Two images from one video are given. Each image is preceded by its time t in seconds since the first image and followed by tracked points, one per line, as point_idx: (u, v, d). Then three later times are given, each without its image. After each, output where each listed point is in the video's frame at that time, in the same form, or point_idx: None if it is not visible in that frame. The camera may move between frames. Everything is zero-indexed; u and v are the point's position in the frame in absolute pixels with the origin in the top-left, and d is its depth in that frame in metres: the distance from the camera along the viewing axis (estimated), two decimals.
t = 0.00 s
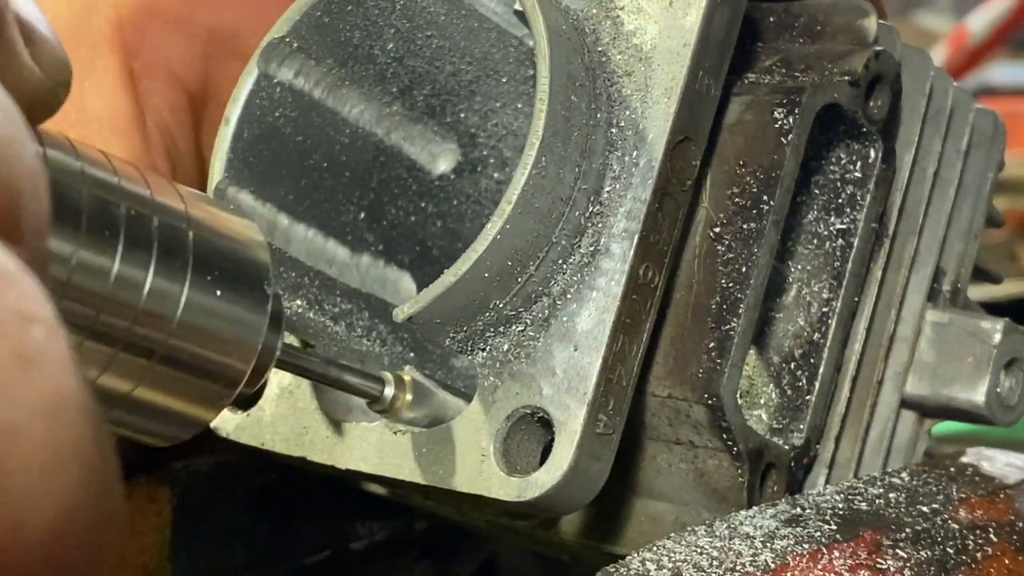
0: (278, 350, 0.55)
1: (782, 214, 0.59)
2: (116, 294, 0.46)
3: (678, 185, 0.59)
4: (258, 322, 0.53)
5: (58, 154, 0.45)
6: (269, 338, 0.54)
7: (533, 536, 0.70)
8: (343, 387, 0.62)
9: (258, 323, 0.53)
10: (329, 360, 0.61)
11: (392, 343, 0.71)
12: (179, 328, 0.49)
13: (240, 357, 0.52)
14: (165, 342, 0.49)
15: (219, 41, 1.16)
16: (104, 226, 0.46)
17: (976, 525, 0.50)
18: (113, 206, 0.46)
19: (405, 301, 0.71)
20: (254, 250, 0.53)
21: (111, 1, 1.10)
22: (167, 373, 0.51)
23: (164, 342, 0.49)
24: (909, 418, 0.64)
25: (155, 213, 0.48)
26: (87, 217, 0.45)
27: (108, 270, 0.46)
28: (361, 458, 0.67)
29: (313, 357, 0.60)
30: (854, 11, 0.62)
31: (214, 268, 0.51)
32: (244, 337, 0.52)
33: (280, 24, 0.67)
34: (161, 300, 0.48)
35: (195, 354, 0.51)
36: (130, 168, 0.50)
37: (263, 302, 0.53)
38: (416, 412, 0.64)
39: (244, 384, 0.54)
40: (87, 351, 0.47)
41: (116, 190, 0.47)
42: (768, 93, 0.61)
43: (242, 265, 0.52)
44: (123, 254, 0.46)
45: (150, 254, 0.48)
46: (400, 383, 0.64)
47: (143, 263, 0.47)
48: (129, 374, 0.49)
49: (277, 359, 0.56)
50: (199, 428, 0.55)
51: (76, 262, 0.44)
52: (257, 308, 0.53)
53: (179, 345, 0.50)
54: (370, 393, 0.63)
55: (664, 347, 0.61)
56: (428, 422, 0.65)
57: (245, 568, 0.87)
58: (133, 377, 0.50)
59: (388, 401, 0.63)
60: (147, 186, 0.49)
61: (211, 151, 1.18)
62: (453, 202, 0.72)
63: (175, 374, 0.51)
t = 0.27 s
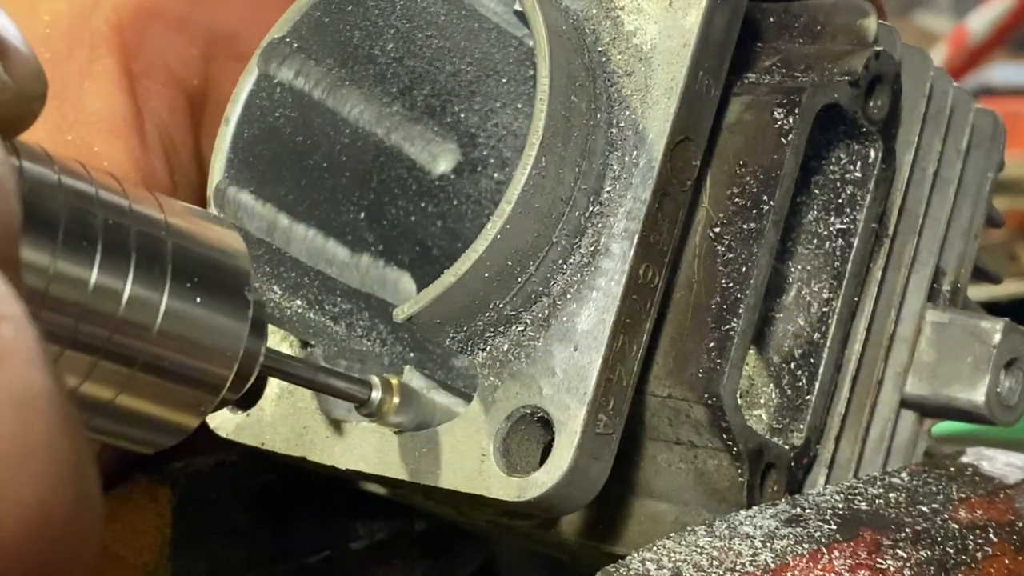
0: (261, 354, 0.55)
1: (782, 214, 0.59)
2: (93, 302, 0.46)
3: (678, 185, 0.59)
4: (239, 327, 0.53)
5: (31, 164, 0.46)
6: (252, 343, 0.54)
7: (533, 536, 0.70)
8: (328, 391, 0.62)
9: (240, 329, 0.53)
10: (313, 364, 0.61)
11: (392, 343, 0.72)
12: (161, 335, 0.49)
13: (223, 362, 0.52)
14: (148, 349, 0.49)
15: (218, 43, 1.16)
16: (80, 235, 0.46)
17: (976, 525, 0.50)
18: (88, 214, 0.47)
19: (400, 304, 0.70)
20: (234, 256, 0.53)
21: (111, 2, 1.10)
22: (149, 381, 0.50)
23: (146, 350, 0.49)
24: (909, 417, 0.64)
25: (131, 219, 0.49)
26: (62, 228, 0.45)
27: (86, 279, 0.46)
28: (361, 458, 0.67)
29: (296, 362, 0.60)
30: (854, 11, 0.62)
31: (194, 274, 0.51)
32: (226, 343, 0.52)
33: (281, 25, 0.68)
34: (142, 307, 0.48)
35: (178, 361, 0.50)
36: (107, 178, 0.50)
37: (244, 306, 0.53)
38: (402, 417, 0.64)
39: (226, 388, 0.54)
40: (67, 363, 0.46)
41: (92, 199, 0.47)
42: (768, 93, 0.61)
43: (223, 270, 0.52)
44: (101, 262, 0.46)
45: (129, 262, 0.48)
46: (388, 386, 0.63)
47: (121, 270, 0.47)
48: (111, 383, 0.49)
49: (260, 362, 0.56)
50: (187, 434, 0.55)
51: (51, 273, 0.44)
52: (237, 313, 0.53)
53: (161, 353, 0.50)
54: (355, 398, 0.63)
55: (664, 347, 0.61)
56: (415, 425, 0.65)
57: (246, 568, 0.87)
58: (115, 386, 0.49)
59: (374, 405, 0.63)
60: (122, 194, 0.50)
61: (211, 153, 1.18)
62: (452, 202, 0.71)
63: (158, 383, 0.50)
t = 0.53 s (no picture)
0: (251, 357, 0.54)
1: (782, 214, 0.59)
2: (73, 309, 0.46)
3: (678, 185, 0.59)
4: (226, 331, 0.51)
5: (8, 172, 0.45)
6: (238, 346, 0.53)
7: (533, 537, 0.70)
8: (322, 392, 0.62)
9: (227, 332, 0.51)
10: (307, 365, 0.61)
11: (392, 343, 0.71)
12: (143, 339, 0.48)
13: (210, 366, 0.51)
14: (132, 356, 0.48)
15: (218, 44, 1.16)
16: (58, 242, 0.45)
17: (975, 525, 0.50)
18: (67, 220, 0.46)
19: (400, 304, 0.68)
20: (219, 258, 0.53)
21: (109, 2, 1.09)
22: (134, 387, 0.49)
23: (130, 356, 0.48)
24: (909, 417, 0.64)
25: (112, 223, 0.48)
26: (41, 236, 0.45)
27: (65, 286, 0.45)
28: (361, 458, 0.67)
29: (291, 364, 0.60)
30: (855, 11, 0.62)
31: (177, 277, 0.50)
32: (212, 348, 0.51)
33: (282, 25, 0.70)
34: (124, 312, 0.47)
35: (162, 366, 0.49)
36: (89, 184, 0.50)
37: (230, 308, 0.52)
38: (395, 416, 0.64)
39: (215, 390, 0.53)
40: (48, 368, 0.46)
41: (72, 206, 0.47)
42: (768, 92, 0.61)
43: (208, 273, 0.51)
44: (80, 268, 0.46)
45: (110, 269, 0.47)
46: (381, 386, 0.63)
47: (101, 275, 0.46)
48: (96, 391, 0.48)
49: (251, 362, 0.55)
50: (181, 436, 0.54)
51: (30, 282, 0.44)
52: (223, 317, 0.51)
53: (146, 359, 0.49)
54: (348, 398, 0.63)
55: (664, 347, 0.61)
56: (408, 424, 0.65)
57: (246, 568, 0.87)
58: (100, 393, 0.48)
59: (368, 405, 0.63)
60: (102, 198, 0.49)
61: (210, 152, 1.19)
62: (452, 202, 0.68)
63: (144, 389, 0.49)
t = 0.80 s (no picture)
0: (243, 349, 0.54)
1: (782, 215, 0.59)
2: (66, 302, 0.46)
3: (678, 184, 0.59)
4: (217, 322, 0.52)
5: None
6: (232, 337, 0.53)
7: (533, 536, 0.70)
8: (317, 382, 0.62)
9: (220, 325, 0.52)
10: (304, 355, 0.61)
11: (392, 343, 0.71)
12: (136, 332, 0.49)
13: (202, 358, 0.51)
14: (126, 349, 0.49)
15: (218, 43, 1.15)
16: (48, 236, 0.46)
17: (976, 525, 0.50)
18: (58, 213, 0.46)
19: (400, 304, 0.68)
20: (210, 250, 0.53)
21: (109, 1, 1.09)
22: (129, 379, 0.50)
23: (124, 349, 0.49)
24: (909, 417, 0.64)
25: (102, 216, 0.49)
26: (34, 229, 0.45)
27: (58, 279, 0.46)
28: (361, 457, 0.67)
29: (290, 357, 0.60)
30: (855, 11, 0.62)
31: (167, 270, 0.50)
32: (205, 341, 0.51)
33: (282, 25, 0.71)
34: (116, 304, 0.48)
35: (156, 358, 0.50)
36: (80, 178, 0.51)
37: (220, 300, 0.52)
38: (388, 406, 0.64)
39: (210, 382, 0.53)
40: (44, 361, 0.47)
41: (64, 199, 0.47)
42: (768, 92, 0.61)
43: (199, 265, 0.52)
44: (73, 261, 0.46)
45: (103, 261, 0.47)
46: (374, 376, 0.64)
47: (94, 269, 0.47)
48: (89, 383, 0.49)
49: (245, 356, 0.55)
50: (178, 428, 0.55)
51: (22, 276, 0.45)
52: (212, 308, 0.51)
53: (140, 352, 0.49)
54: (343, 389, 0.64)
55: (664, 347, 0.61)
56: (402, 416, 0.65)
57: (246, 568, 0.87)
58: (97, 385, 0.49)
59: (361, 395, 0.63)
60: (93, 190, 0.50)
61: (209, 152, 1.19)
62: (452, 202, 0.68)
63: (139, 382, 0.50)
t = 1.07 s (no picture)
0: (276, 334, 0.52)
1: (782, 214, 0.59)
2: (104, 285, 0.44)
3: (678, 185, 0.59)
4: (254, 305, 0.50)
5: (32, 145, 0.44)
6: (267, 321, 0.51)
7: (533, 536, 0.70)
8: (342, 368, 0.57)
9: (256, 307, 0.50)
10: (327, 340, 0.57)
11: (392, 344, 0.69)
12: (174, 317, 0.47)
13: (237, 343, 0.49)
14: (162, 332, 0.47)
15: (218, 42, 1.16)
16: (84, 217, 0.44)
17: (976, 525, 0.50)
18: (95, 195, 0.44)
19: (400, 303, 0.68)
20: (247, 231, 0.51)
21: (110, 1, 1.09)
22: (163, 363, 0.48)
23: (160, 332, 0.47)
24: (909, 417, 0.64)
25: (140, 197, 0.46)
26: (72, 209, 0.43)
27: (96, 262, 0.44)
28: (361, 458, 0.67)
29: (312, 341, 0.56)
30: (855, 11, 0.62)
31: (204, 253, 0.48)
32: (240, 325, 0.49)
33: (282, 25, 0.70)
34: (153, 288, 0.46)
35: (192, 342, 0.48)
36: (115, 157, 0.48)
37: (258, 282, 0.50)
38: (421, 392, 0.59)
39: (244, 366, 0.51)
40: (78, 344, 0.45)
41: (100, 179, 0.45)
42: (768, 92, 0.61)
43: (237, 248, 0.50)
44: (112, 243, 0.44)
45: (141, 241, 0.45)
46: (403, 361, 0.59)
47: (133, 251, 0.45)
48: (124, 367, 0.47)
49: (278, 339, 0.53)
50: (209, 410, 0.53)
51: (60, 258, 0.43)
52: (250, 291, 0.49)
53: (176, 336, 0.47)
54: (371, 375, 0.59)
55: (664, 347, 0.61)
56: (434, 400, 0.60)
57: (246, 567, 0.87)
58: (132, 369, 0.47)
59: (390, 381, 0.58)
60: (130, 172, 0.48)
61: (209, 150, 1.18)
62: (453, 202, 0.69)
63: (174, 367, 0.48)
